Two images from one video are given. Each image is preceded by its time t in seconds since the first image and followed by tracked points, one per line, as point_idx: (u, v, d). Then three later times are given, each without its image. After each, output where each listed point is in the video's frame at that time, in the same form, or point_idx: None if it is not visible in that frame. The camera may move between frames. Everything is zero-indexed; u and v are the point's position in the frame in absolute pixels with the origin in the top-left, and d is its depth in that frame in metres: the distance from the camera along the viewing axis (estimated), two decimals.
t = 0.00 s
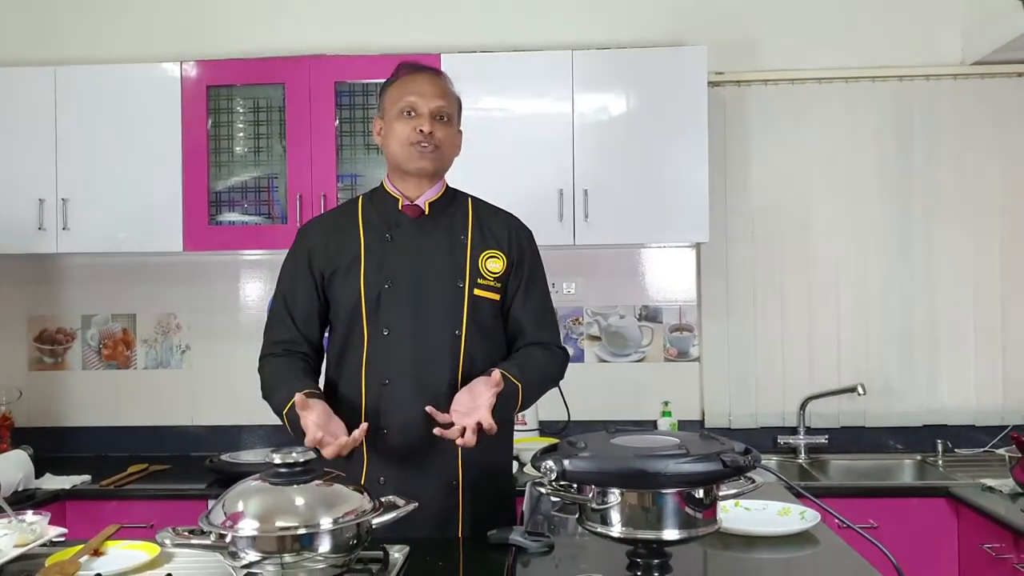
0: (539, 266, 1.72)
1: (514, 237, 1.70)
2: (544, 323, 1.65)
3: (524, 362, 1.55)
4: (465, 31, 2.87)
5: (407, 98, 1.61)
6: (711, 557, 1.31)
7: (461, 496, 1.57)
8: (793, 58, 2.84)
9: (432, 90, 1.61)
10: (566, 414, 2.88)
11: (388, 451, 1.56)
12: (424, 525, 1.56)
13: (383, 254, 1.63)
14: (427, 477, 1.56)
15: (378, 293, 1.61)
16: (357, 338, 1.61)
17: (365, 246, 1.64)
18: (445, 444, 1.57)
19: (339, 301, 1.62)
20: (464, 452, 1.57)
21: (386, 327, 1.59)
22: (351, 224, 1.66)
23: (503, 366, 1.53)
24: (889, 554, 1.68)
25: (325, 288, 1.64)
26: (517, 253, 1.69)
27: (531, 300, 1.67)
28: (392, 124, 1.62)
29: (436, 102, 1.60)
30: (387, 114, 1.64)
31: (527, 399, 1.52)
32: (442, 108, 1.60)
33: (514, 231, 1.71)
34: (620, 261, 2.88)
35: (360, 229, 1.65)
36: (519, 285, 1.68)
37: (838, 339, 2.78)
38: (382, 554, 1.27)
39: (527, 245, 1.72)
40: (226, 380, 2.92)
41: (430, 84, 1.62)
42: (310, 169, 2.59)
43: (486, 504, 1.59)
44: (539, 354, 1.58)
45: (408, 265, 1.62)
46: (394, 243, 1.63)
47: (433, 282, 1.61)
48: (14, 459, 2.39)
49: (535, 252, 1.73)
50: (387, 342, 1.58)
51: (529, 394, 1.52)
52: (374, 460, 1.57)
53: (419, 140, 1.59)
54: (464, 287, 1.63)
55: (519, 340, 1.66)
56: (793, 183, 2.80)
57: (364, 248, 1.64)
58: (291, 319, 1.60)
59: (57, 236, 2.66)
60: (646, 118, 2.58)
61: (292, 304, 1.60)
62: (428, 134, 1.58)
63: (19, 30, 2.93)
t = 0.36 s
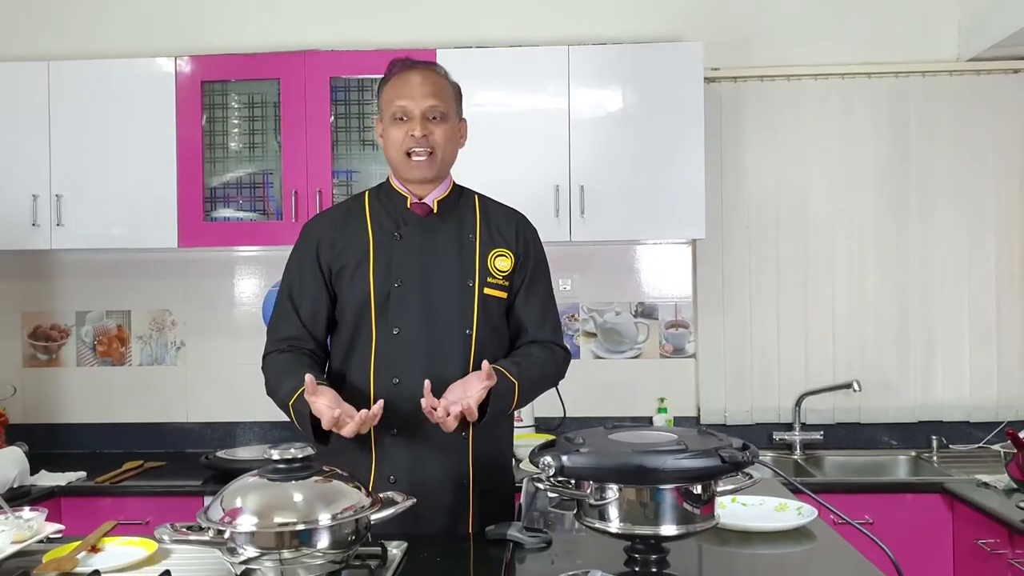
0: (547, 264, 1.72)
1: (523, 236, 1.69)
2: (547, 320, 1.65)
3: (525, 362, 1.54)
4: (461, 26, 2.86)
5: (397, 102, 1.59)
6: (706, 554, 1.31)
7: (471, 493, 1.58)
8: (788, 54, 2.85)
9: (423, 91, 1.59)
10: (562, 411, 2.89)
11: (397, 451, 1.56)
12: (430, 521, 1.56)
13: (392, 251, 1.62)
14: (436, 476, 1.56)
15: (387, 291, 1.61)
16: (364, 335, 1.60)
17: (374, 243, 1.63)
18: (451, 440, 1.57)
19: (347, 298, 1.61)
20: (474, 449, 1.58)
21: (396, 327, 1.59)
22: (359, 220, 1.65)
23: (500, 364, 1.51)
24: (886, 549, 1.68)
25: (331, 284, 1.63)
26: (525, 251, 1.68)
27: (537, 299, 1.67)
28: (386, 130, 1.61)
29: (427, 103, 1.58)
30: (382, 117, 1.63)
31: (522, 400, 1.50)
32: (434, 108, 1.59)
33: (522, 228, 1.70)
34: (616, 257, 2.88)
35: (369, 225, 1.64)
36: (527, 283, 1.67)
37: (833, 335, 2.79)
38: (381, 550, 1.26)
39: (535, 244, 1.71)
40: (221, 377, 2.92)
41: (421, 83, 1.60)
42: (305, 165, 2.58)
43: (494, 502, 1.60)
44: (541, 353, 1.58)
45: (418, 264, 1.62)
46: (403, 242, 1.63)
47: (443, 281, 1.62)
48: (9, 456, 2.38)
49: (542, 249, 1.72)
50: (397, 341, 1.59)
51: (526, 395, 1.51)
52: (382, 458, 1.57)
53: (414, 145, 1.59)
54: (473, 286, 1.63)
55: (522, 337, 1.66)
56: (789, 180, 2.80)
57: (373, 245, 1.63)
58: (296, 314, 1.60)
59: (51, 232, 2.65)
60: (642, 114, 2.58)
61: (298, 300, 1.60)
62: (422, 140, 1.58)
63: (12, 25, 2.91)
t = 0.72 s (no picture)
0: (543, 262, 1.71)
1: (519, 233, 1.69)
2: (541, 319, 1.63)
3: (516, 365, 1.53)
4: (460, 25, 2.86)
5: (400, 90, 1.60)
6: (705, 553, 1.31)
7: (463, 493, 1.57)
8: (787, 54, 2.85)
9: (425, 79, 1.61)
10: (560, 410, 2.88)
11: (393, 446, 1.56)
12: (428, 520, 1.56)
13: (389, 246, 1.62)
14: (432, 474, 1.56)
15: (383, 286, 1.60)
16: (360, 331, 1.60)
17: (372, 238, 1.63)
18: (446, 437, 1.56)
19: (344, 293, 1.61)
20: (466, 448, 1.58)
21: (392, 321, 1.59)
22: (358, 215, 1.65)
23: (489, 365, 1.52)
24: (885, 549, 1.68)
25: (332, 278, 1.62)
26: (521, 249, 1.68)
27: (532, 298, 1.65)
28: (389, 119, 1.61)
29: (430, 90, 1.59)
30: (383, 110, 1.64)
31: (511, 403, 1.50)
32: (436, 95, 1.60)
33: (519, 226, 1.70)
34: (614, 257, 2.88)
35: (367, 220, 1.64)
36: (522, 281, 1.66)
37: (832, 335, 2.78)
38: (380, 549, 1.26)
39: (531, 242, 1.71)
40: (219, 375, 2.91)
41: (422, 74, 1.62)
42: (304, 163, 2.58)
43: (490, 501, 1.60)
44: (533, 354, 1.57)
45: (414, 259, 1.61)
46: (400, 236, 1.62)
47: (439, 277, 1.62)
48: (6, 453, 2.37)
49: (538, 248, 1.72)
50: (393, 336, 1.58)
51: (516, 398, 1.50)
52: (375, 452, 1.56)
53: (418, 128, 1.58)
54: (468, 282, 1.62)
55: (513, 337, 1.65)
56: (788, 179, 2.80)
57: (371, 240, 1.63)
58: (301, 308, 1.58)
59: (48, 230, 2.64)
60: (642, 113, 2.58)
61: (300, 293, 1.59)
62: (426, 122, 1.57)
63: (10, 22, 2.91)
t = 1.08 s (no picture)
0: (535, 258, 1.71)
1: (510, 230, 1.68)
2: (538, 314, 1.64)
3: (524, 354, 1.54)
4: (457, 22, 2.85)
5: (381, 93, 1.58)
6: (701, 552, 1.31)
7: (461, 491, 1.57)
8: (785, 53, 2.85)
9: (404, 80, 1.58)
10: (556, 409, 2.88)
11: (386, 447, 1.56)
12: (424, 519, 1.55)
13: (378, 246, 1.62)
14: (429, 472, 1.56)
15: (373, 287, 1.60)
16: (353, 331, 1.60)
17: (360, 239, 1.62)
18: (440, 434, 1.57)
19: (335, 295, 1.61)
20: (461, 446, 1.57)
21: (383, 322, 1.59)
22: (345, 216, 1.65)
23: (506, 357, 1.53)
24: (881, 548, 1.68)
25: (318, 282, 1.62)
26: (513, 245, 1.68)
27: (525, 295, 1.65)
28: (372, 123, 1.59)
29: (411, 91, 1.57)
30: (365, 113, 1.62)
31: (530, 387, 1.50)
32: (418, 95, 1.58)
33: (509, 223, 1.70)
34: (611, 255, 2.88)
35: (355, 221, 1.64)
36: (515, 278, 1.66)
37: (828, 334, 2.79)
38: (376, 547, 1.26)
39: (523, 238, 1.70)
40: (214, 372, 2.90)
41: (402, 74, 1.59)
42: (300, 160, 2.57)
43: (486, 499, 1.60)
44: (540, 344, 1.58)
45: (404, 259, 1.61)
46: (389, 237, 1.62)
47: (430, 275, 1.61)
48: None
49: (530, 243, 1.71)
50: (384, 336, 1.58)
51: (531, 384, 1.50)
52: (372, 452, 1.57)
53: (403, 133, 1.57)
54: (460, 280, 1.62)
55: (517, 333, 1.65)
56: (784, 179, 2.80)
57: (359, 241, 1.62)
58: (280, 311, 1.58)
59: (43, 227, 2.63)
60: (640, 112, 2.57)
61: (283, 296, 1.59)
62: (410, 126, 1.56)
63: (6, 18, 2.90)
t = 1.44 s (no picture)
0: (525, 253, 1.71)
1: (499, 225, 1.69)
2: (530, 311, 1.65)
3: (512, 354, 1.54)
4: (453, 19, 2.85)
5: (364, 102, 1.57)
6: (698, 549, 1.31)
7: (458, 490, 1.57)
8: (781, 51, 2.85)
9: (387, 86, 1.56)
10: (552, 406, 2.88)
11: (382, 445, 1.56)
12: (421, 515, 1.55)
13: (369, 246, 1.61)
14: (426, 469, 1.56)
15: (365, 287, 1.60)
16: (346, 332, 1.60)
17: (350, 239, 1.62)
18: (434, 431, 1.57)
19: (327, 296, 1.61)
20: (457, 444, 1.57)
21: (376, 322, 1.59)
22: (334, 218, 1.64)
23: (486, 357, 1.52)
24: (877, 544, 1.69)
25: (311, 285, 1.63)
26: (502, 240, 1.68)
27: (516, 290, 1.66)
28: (359, 131, 1.59)
29: (394, 98, 1.56)
30: (350, 117, 1.61)
31: (515, 389, 1.50)
32: (401, 102, 1.57)
33: (498, 217, 1.70)
34: (608, 252, 2.88)
35: (345, 221, 1.63)
36: (505, 275, 1.66)
37: (824, 332, 2.79)
38: (373, 544, 1.26)
39: (513, 232, 1.71)
40: (210, 369, 2.90)
41: (383, 79, 1.57)
42: (296, 157, 2.57)
43: (483, 497, 1.60)
44: (529, 342, 1.58)
45: (394, 258, 1.61)
46: (379, 236, 1.62)
47: (421, 273, 1.61)
48: None
49: (520, 238, 1.72)
50: (377, 336, 1.58)
51: (517, 385, 1.50)
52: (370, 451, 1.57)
53: (390, 144, 1.57)
54: (451, 277, 1.62)
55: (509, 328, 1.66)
56: (780, 177, 2.81)
57: (349, 241, 1.62)
58: (279, 316, 1.60)
59: (39, 223, 2.62)
60: (636, 109, 2.57)
61: (280, 302, 1.60)
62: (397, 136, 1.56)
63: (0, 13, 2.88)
